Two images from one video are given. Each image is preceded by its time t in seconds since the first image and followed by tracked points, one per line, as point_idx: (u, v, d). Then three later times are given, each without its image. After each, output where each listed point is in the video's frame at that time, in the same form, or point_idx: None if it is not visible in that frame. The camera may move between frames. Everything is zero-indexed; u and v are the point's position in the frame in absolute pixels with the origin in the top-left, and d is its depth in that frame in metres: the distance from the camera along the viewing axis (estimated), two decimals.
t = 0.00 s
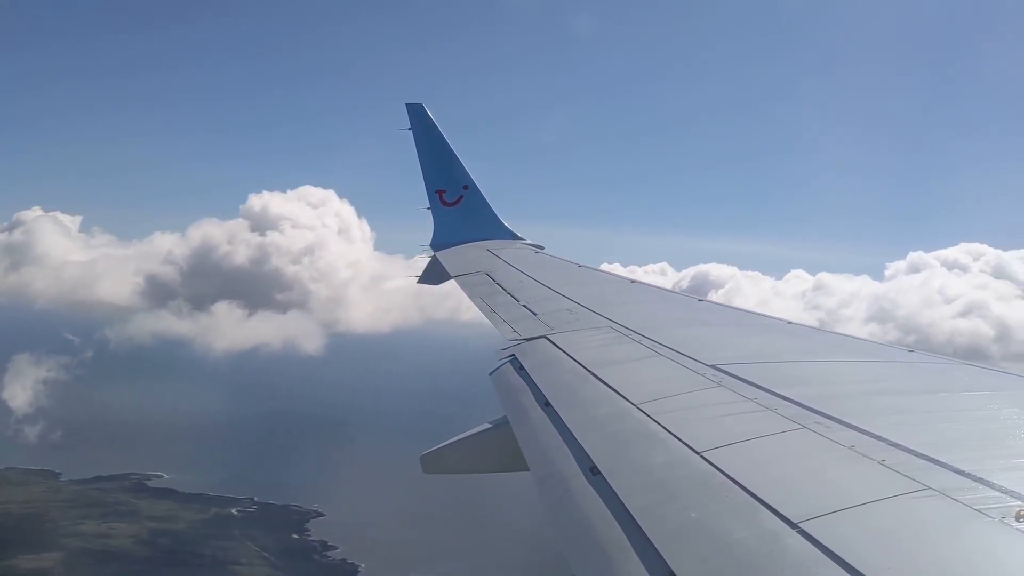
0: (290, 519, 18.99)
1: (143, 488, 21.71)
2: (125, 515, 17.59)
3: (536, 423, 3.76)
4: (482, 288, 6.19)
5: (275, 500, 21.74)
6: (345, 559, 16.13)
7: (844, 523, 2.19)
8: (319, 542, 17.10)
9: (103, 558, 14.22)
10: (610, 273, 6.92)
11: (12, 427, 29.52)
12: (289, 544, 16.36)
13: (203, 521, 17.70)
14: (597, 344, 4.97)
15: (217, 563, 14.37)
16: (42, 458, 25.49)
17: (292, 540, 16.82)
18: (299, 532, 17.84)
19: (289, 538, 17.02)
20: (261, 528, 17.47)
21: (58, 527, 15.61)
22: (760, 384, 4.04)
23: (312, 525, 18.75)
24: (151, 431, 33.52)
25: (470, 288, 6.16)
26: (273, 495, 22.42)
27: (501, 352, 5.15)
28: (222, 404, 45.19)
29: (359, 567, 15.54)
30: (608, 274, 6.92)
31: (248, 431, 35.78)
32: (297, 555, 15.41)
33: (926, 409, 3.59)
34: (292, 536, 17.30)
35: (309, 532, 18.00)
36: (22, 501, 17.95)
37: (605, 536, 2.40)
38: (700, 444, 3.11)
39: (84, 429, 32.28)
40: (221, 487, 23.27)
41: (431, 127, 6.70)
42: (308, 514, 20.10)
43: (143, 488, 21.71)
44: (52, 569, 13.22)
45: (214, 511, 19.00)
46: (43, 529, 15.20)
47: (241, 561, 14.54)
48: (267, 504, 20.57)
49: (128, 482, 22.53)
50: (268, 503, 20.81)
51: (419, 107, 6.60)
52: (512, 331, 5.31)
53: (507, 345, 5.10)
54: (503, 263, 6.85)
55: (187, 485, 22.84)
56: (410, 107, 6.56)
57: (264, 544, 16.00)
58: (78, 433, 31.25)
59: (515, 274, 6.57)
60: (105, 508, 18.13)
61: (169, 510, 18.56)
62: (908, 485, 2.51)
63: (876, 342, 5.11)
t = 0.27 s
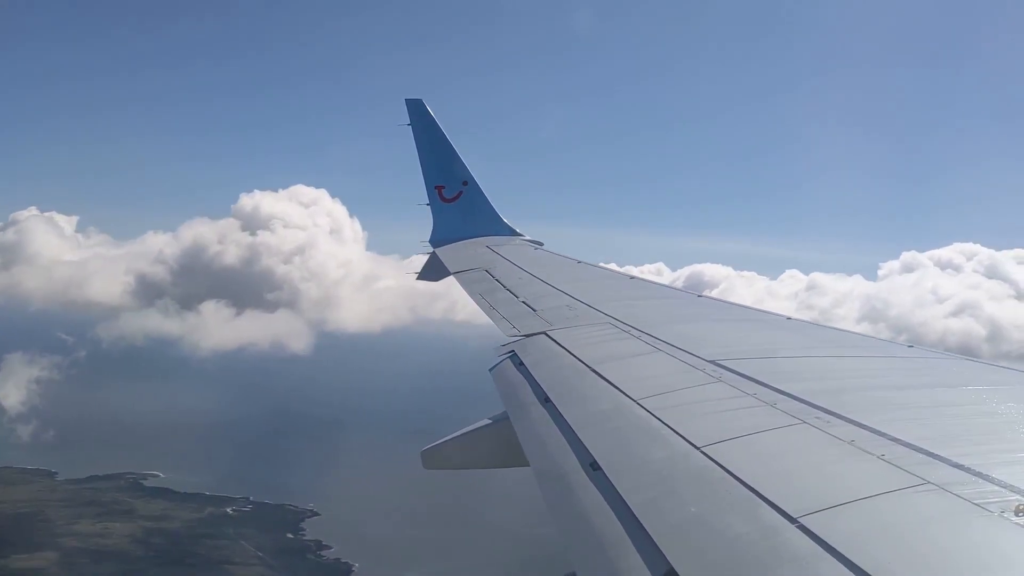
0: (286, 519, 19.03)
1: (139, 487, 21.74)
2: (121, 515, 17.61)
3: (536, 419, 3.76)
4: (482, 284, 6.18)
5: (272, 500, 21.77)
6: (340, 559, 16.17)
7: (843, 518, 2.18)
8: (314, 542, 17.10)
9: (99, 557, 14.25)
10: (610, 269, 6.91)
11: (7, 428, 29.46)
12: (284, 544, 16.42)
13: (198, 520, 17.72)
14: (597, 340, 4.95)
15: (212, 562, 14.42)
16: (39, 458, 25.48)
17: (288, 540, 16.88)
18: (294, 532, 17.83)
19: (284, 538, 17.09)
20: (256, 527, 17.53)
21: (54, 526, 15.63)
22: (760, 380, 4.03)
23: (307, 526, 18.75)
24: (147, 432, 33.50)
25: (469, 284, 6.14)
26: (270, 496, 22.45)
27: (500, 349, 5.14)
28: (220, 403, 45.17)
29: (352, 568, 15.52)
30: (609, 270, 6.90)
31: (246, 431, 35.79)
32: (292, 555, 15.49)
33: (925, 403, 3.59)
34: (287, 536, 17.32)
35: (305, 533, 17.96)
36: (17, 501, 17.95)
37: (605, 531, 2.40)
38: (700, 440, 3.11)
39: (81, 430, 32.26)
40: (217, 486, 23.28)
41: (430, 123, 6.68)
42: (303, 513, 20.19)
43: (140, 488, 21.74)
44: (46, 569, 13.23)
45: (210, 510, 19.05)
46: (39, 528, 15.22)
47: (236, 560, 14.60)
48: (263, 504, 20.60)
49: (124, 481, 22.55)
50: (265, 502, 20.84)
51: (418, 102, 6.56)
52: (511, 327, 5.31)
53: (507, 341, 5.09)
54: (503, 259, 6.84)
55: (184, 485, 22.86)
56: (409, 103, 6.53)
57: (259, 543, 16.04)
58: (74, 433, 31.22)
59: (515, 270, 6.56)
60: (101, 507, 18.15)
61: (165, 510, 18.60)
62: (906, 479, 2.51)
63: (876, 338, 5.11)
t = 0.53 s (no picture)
0: (280, 520, 18.96)
1: (132, 488, 21.64)
2: (114, 515, 17.54)
3: (536, 416, 3.74)
4: (482, 279, 6.16)
5: (266, 501, 21.70)
6: (334, 559, 16.14)
7: (843, 514, 2.17)
8: (307, 543, 17.05)
9: (90, 557, 14.19)
10: (610, 265, 6.89)
11: None
12: (278, 544, 16.39)
13: (192, 521, 17.66)
14: (597, 336, 4.94)
15: (205, 563, 14.38)
16: (31, 459, 25.31)
17: (281, 540, 16.84)
18: (288, 533, 17.79)
19: (278, 538, 17.06)
20: (250, 528, 17.49)
21: (46, 526, 15.55)
22: (760, 376, 4.03)
23: (301, 526, 18.70)
24: (141, 432, 33.32)
25: (469, 280, 6.12)
26: (264, 496, 22.38)
27: (500, 344, 5.12)
28: (214, 403, 45.02)
29: (345, 568, 15.49)
30: (608, 266, 6.89)
31: (241, 431, 35.67)
32: (285, 555, 15.46)
33: (926, 399, 3.59)
34: (281, 536, 17.28)
35: (298, 533, 17.91)
36: (10, 501, 17.87)
37: (604, 526, 2.38)
38: (700, 436, 3.10)
39: (74, 430, 32.08)
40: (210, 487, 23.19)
41: (429, 119, 6.64)
42: (297, 513, 20.12)
43: (133, 488, 21.64)
44: (37, 570, 13.16)
45: (204, 511, 18.98)
46: (30, 529, 15.15)
47: (229, 561, 14.57)
48: (256, 505, 20.53)
49: (117, 482, 22.44)
50: (258, 503, 20.77)
51: (418, 98, 6.53)
52: (511, 323, 5.29)
53: (507, 337, 5.07)
54: (502, 255, 6.81)
55: (177, 486, 22.76)
56: (409, 99, 6.49)
57: (252, 544, 15.98)
58: (67, 433, 31.04)
59: (515, 266, 6.53)
60: (93, 507, 18.07)
61: (158, 510, 18.53)
62: (906, 475, 2.51)
63: (875, 334, 5.11)
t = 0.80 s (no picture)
0: (274, 522, 18.98)
1: (127, 490, 21.66)
2: (108, 517, 17.58)
3: (536, 413, 3.74)
4: (482, 277, 6.15)
5: (261, 503, 21.73)
6: (327, 562, 16.17)
7: (843, 511, 2.17)
8: (300, 545, 17.08)
9: (83, 559, 14.23)
10: (609, 262, 6.88)
11: None
12: (271, 546, 16.43)
13: (185, 523, 17.69)
14: (596, 334, 4.94)
15: (198, 565, 14.43)
16: (25, 461, 25.30)
17: (275, 542, 16.89)
18: (282, 535, 17.82)
19: (272, 540, 17.11)
20: (243, 531, 17.52)
21: (39, 528, 15.59)
22: (760, 373, 4.02)
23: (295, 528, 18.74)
24: (137, 435, 33.30)
25: (469, 278, 6.11)
26: (259, 499, 22.41)
27: (500, 342, 5.11)
28: (211, 406, 45.02)
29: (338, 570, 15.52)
30: (608, 263, 6.88)
31: (237, 433, 35.69)
32: (278, 557, 15.51)
33: (926, 396, 3.59)
34: (275, 539, 17.33)
35: (292, 535, 17.94)
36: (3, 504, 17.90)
37: (604, 523, 2.38)
38: (700, 433, 3.09)
39: (69, 433, 32.06)
40: (205, 489, 23.21)
41: (429, 117, 6.61)
42: (290, 516, 20.11)
43: (128, 491, 21.66)
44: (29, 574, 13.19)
45: (198, 513, 19.02)
46: (23, 531, 15.18)
47: (222, 563, 14.61)
48: (250, 507, 20.56)
49: (111, 484, 22.45)
50: (252, 506, 20.80)
51: (417, 96, 6.50)
52: (511, 320, 5.28)
53: (507, 335, 5.06)
54: (502, 252, 6.81)
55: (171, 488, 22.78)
56: (408, 96, 6.46)
57: (245, 547, 16.02)
58: (62, 436, 31.04)
59: (515, 264, 6.52)
60: (87, 510, 18.10)
61: (153, 513, 18.56)
62: (906, 472, 2.50)
63: (875, 331, 5.11)
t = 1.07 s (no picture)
0: (267, 527, 19.01)
1: (121, 495, 21.68)
2: (101, 522, 17.61)
3: (535, 412, 3.74)
4: (482, 276, 6.15)
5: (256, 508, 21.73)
6: (320, 566, 16.19)
7: (843, 510, 2.17)
8: (294, 550, 17.11)
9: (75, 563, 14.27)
10: (609, 261, 6.87)
11: None
12: (265, 551, 16.47)
13: (179, 527, 17.72)
14: (596, 333, 4.93)
15: (190, 571, 14.46)
16: (20, 466, 25.29)
17: (269, 546, 16.93)
18: (276, 540, 17.84)
19: (265, 545, 17.14)
20: (237, 535, 17.55)
21: (32, 533, 15.63)
22: (760, 372, 4.02)
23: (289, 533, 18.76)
24: (132, 440, 33.26)
25: (469, 277, 6.11)
26: (254, 504, 22.40)
27: (500, 341, 5.11)
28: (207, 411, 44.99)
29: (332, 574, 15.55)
30: (608, 263, 6.87)
31: (233, 438, 35.66)
32: (271, 561, 15.55)
33: (925, 395, 3.59)
34: (268, 543, 17.35)
35: (285, 540, 17.96)
36: None
37: (604, 522, 2.38)
38: (700, 432, 3.09)
39: (65, 437, 32.04)
40: (198, 494, 23.20)
41: (428, 116, 6.60)
42: (284, 520, 20.13)
43: (122, 495, 21.67)
44: None
45: (192, 518, 19.04)
46: (16, 536, 15.22)
47: (215, 568, 14.64)
48: (243, 512, 20.60)
49: (105, 488, 22.46)
50: (245, 511, 20.81)
51: (417, 95, 6.48)
52: (511, 319, 5.27)
53: (506, 334, 5.06)
54: (502, 251, 6.80)
55: (166, 493, 22.79)
56: (408, 96, 6.44)
57: (239, 552, 16.07)
58: (58, 441, 31.01)
59: (515, 263, 6.52)
60: (81, 514, 18.13)
61: (146, 517, 18.59)
62: (906, 471, 2.51)
63: (875, 330, 5.11)
